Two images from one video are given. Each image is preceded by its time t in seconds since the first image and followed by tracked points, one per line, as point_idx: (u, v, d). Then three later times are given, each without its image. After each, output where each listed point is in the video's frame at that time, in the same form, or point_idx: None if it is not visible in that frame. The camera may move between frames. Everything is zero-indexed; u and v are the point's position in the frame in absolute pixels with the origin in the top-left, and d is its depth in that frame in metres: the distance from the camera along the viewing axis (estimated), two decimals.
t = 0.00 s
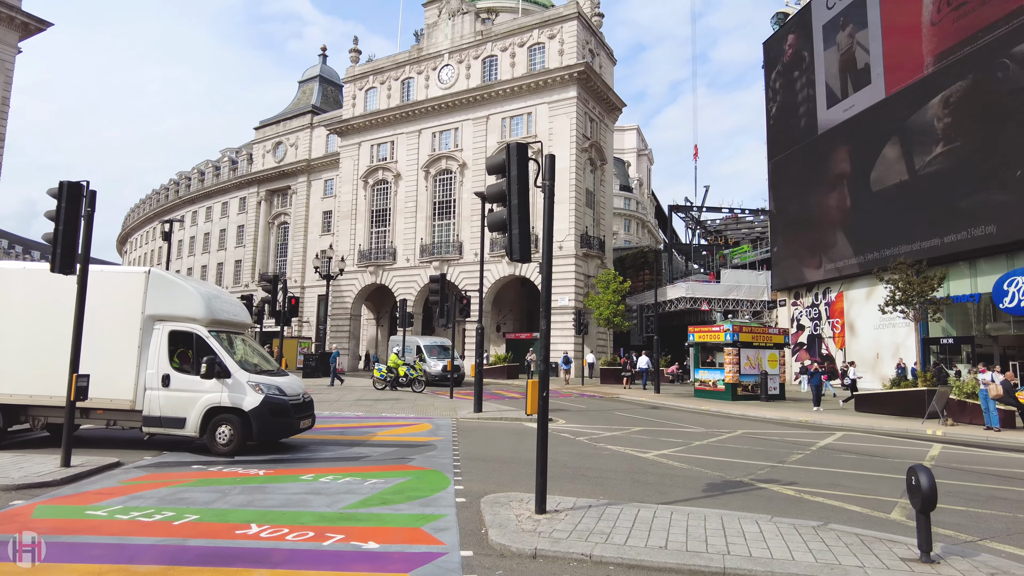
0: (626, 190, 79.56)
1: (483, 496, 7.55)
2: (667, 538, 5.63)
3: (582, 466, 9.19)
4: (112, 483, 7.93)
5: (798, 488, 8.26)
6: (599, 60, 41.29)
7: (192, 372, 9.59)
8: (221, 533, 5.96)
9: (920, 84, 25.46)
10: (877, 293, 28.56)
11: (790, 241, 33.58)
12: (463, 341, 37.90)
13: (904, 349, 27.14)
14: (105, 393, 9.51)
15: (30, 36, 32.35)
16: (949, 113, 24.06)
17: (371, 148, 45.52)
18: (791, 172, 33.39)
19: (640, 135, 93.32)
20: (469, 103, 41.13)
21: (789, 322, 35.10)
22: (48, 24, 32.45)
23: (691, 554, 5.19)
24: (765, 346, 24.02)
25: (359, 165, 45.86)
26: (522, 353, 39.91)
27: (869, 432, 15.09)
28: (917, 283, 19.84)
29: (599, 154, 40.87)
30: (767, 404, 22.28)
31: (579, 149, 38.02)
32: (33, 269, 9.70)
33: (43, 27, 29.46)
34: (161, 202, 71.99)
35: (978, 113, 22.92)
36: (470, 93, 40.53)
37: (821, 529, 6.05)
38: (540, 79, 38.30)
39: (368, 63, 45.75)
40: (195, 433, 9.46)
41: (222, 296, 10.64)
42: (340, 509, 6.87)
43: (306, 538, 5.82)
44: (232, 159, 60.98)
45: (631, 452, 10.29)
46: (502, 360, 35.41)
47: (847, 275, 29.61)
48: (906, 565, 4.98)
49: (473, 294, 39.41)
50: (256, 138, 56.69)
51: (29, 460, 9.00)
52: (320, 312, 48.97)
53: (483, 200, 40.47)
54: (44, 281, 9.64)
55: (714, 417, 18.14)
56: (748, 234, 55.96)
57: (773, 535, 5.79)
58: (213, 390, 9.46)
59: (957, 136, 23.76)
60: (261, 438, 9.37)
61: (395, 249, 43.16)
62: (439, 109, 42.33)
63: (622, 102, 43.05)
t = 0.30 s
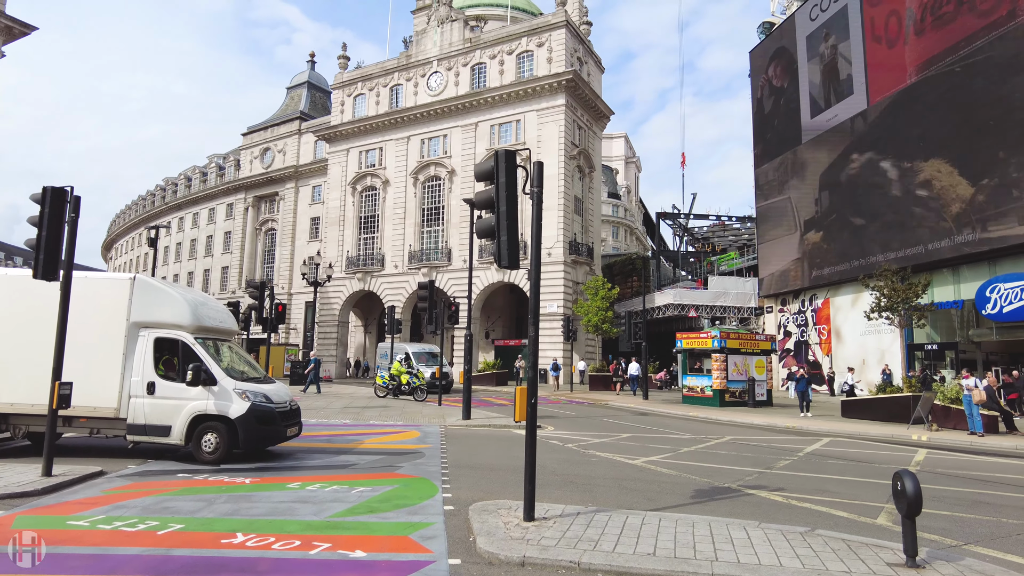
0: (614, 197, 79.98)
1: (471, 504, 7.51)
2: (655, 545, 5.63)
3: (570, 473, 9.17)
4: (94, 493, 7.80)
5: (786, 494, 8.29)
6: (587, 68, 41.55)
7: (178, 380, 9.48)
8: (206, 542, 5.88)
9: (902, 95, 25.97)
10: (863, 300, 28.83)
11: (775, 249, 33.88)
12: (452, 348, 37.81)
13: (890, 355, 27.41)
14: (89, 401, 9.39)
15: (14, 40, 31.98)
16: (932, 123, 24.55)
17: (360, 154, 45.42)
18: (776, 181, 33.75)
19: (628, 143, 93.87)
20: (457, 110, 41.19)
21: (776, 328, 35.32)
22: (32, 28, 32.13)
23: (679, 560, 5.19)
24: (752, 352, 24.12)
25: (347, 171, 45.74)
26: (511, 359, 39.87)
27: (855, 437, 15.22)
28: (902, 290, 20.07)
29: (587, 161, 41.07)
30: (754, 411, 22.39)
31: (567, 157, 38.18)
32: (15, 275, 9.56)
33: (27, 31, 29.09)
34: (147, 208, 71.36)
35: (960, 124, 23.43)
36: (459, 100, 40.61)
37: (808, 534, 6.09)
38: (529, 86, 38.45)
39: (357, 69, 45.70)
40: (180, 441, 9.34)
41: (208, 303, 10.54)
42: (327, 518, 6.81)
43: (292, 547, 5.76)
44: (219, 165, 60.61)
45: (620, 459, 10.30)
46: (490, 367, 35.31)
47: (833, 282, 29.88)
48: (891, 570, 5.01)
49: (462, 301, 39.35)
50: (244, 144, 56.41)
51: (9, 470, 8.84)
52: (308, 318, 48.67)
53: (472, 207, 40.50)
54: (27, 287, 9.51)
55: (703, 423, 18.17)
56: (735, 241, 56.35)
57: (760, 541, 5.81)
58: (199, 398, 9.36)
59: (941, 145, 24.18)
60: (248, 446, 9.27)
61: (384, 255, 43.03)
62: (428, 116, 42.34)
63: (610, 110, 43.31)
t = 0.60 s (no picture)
0: (606, 203, 80.31)
1: (463, 510, 7.48)
2: (647, 551, 5.61)
3: (562, 479, 9.15)
4: (80, 501, 7.70)
5: (778, 499, 8.31)
6: (578, 75, 41.74)
7: (167, 386, 9.40)
8: (195, 550, 5.82)
9: (889, 103, 26.31)
10: (853, 306, 29.04)
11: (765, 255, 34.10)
12: (444, 354, 37.72)
13: (879, 361, 27.59)
14: (76, 408, 9.28)
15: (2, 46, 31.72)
16: (920, 131, 24.89)
17: (351, 159, 45.37)
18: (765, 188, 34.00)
19: (618, 149, 94.28)
20: (449, 116, 41.25)
21: (767, 333, 35.46)
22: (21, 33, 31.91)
23: (672, 566, 5.19)
24: (743, 358, 24.18)
25: (338, 177, 45.65)
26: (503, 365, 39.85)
27: (845, 442, 15.29)
28: (891, 295, 20.22)
29: (578, 167, 41.19)
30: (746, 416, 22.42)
31: (559, 163, 38.31)
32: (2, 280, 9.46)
33: (15, 35, 28.80)
34: (137, 213, 70.91)
35: (946, 131, 23.77)
36: (451, 106, 40.66)
37: (800, 539, 6.10)
38: (521, 92, 38.57)
39: (348, 75, 45.68)
40: (169, 448, 9.26)
41: (198, 309, 10.46)
42: (317, 525, 6.76)
43: (282, 554, 5.71)
44: (210, 170, 60.35)
45: (612, 465, 10.30)
46: (482, 373, 35.23)
47: (823, 288, 30.04)
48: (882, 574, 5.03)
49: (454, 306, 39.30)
50: (234, 149, 56.19)
51: None
52: (298, 324, 48.45)
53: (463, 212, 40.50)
54: (15, 292, 9.41)
55: (694, 428, 18.20)
56: (726, 247, 56.61)
57: (752, 546, 5.81)
58: (188, 404, 9.28)
59: (930, 152, 24.43)
60: (237, 453, 9.19)
61: (375, 261, 42.92)
62: (419, 122, 42.37)
63: (601, 116, 43.48)
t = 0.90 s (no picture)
0: (598, 207, 80.55)
1: (456, 514, 7.45)
2: (640, 554, 5.61)
3: (555, 483, 9.14)
4: (69, 506, 7.61)
5: (770, 502, 8.33)
6: (571, 79, 41.86)
7: (158, 390, 9.33)
8: (186, 555, 5.76)
9: (879, 107, 26.61)
10: (844, 309, 29.19)
11: (756, 259, 34.24)
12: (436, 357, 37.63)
13: (871, 363, 27.75)
14: (66, 412, 9.19)
15: None
16: (910, 135, 25.15)
17: (344, 162, 45.27)
18: (757, 191, 34.09)
19: (612, 152, 94.47)
20: (442, 119, 41.26)
21: (759, 336, 35.58)
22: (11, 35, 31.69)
23: (666, 569, 5.19)
24: (735, 361, 24.27)
25: (331, 179, 45.52)
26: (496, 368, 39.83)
27: (836, 445, 15.36)
28: (882, 298, 20.36)
29: (571, 170, 41.27)
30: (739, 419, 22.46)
31: (551, 166, 38.37)
32: None
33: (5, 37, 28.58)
34: (128, 216, 70.48)
35: (938, 136, 24.00)
36: (444, 109, 40.67)
37: (792, 542, 6.11)
38: (514, 96, 38.62)
39: (342, 78, 45.59)
40: (160, 452, 9.17)
41: (189, 312, 10.40)
42: (310, 529, 6.72)
43: (274, 558, 5.67)
44: (202, 173, 60.07)
45: (605, 468, 10.30)
46: (475, 376, 35.16)
47: (815, 291, 30.18)
48: None
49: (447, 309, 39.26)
50: (226, 151, 55.94)
51: None
52: (290, 327, 48.26)
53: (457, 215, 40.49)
54: (3, 295, 9.33)
55: (687, 431, 18.22)
56: (718, 250, 56.79)
57: (745, 548, 5.83)
58: (179, 407, 9.20)
59: (922, 156, 24.64)
60: (228, 456, 9.12)
61: (368, 264, 42.82)
62: (412, 125, 42.34)
63: (594, 120, 43.56)
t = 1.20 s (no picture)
0: (592, 208, 80.73)
1: (449, 516, 7.43)
2: (634, 555, 5.61)
3: (549, 484, 9.14)
4: (59, 509, 7.53)
5: (764, 503, 8.36)
6: (565, 81, 41.94)
7: (149, 392, 9.25)
8: (177, 557, 5.72)
9: (872, 110, 26.77)
10: (837, 310, 29.33)
11: (750, 260, 34.34)
12: (430, 359, 37.57)
13: (863, 364, 27.90)
14: (55, 414, 9.11)
15: None
16: (902, 138, 25.35)
17: (337, 163, 45.16)
18: (751, 193, 34.21)
19: (605, 154, 94.70)
20: (436, 120, 41.22)
21: (751, 338, 35.69)
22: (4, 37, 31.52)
23: (659, 571, 5.18)
24: (728, 362, 24.34)
25: (324, 180, 45.40)
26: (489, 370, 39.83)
27: (829, 446, 15.43)
28: (874, 300, 20.47)
29: (565, 172, 41.29)
30: (732, 420, 22.50)
31: (545, 168, 38.43)
32: None
33: None
34: (119, 217, 70.09)
35: (930, 138, 24.23)
36: (437, 110, 40.63)
37: (786, 543, 6.12)
38: (507, 98, 38.64)
39: (335, 79, 45.49)
40: (151, 454, 9.10)
41: (181, 313, 10.34)
42: (302, 531, 6.68)
43: (267, 561, 5.63)
44: (194, 174, 59.81)
45: (599, 469, 10.31)
46: (468, 378, 35.12)
47: (807, 292, 30.31)
48: None
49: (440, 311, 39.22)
50: (219, 152, 55.70)
51: None
52: (283, 329, 48.08)
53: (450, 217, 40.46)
54: None
55: (681, 432, 18.28)
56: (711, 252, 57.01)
57: (738, 549, 5.84)
58: (171, 409, 9.13)
59: (915, 159, 24.81)
60: (221, 458, 9.06)
61: (361, 265, 42.71)
62: (406, 126, 42.25)
63: (588, 122, 43.63)
